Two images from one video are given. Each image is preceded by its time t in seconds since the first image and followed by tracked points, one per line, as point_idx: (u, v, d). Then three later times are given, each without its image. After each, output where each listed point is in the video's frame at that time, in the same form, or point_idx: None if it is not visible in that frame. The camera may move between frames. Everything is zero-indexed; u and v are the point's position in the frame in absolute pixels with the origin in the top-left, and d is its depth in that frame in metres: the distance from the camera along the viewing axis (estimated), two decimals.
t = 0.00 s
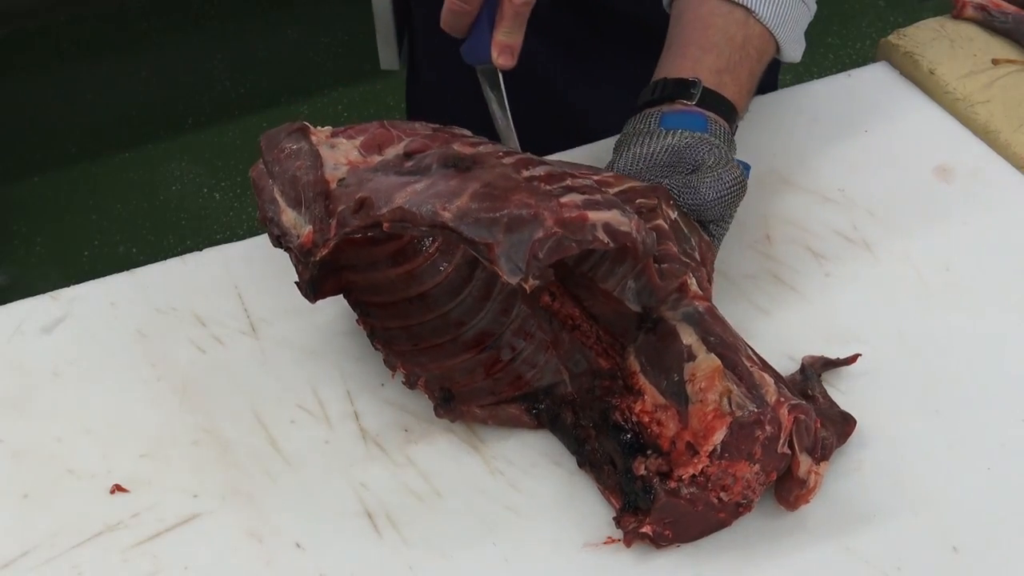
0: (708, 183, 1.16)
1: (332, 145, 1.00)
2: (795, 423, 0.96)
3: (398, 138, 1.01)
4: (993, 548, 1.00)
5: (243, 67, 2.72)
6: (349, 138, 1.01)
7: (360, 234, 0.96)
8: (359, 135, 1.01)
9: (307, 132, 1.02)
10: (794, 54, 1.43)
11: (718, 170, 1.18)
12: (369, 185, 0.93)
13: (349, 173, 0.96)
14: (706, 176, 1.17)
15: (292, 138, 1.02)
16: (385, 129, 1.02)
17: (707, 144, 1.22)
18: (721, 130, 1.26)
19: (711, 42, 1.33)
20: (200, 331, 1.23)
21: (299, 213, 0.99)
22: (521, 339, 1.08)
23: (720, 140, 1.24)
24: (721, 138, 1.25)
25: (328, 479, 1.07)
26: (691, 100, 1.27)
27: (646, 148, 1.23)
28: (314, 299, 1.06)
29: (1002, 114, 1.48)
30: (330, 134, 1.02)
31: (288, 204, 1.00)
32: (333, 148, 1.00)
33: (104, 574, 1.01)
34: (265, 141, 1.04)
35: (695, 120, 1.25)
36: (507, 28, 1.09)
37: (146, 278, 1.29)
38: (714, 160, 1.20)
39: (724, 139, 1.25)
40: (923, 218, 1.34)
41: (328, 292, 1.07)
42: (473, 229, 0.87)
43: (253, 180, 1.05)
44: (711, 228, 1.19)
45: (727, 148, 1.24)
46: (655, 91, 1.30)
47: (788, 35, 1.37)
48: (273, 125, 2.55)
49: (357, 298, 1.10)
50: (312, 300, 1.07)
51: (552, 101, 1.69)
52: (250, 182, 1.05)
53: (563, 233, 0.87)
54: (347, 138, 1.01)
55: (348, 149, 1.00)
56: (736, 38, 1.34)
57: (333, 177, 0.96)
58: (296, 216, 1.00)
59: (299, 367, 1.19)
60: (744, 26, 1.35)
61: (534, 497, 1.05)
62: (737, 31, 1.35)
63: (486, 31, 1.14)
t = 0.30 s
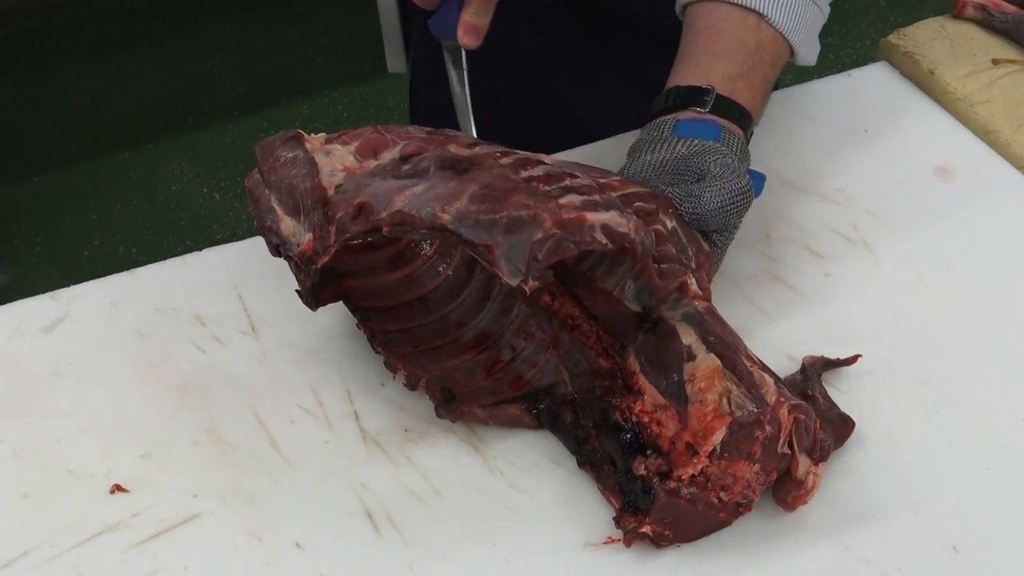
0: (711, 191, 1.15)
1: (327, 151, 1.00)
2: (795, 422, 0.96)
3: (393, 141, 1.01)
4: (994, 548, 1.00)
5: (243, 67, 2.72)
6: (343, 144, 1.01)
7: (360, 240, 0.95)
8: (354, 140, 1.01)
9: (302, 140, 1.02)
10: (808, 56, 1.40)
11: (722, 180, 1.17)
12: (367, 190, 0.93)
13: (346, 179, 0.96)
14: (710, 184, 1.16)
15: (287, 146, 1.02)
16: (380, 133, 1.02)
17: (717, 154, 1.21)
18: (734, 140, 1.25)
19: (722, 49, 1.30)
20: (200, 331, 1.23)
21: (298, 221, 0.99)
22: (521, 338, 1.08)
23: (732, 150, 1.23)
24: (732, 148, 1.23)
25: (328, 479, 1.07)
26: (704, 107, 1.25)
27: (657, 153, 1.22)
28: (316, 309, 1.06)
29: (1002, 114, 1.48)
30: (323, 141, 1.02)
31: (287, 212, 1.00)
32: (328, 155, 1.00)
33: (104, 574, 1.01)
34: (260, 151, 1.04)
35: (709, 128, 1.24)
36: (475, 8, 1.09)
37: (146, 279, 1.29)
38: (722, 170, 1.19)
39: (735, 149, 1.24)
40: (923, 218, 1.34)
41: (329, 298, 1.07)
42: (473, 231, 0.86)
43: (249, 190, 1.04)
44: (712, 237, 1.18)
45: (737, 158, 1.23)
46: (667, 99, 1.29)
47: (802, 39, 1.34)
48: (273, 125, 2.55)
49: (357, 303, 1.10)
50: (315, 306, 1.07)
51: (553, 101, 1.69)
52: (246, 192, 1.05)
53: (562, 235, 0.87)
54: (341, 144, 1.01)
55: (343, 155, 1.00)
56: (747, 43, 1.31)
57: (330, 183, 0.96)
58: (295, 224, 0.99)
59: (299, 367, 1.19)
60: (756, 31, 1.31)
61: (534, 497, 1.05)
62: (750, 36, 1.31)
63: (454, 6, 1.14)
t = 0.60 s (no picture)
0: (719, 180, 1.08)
1: (337, 142, 1.01)
2: (798, 425, 0.95)
3: (403, 136, 1.00)
4: (994, 548, 1.00)
5: (243, 68, 2.72)
6: (354, 135, 1.01)
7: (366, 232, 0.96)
8: (365, 133, 1.01)
9: (313, 129, 1.02)
10: (862, 34, 1.28)
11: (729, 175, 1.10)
12: (375, 182, 0.93)
13: (355, 171, 0.96)
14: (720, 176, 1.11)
15: (297, 135, 1.02)
16: (391, 127, 1.02)
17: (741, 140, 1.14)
18: (767, 116, 1.15)
19: (763, 31, 1.21)
20: (200, 331, 1.23)
21: (305, 209, 0.99)
22: (522, 338, 1.08)
23: (760, 129, 1.14)
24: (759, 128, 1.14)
25: (329, 479, 1.07)
26: (748, 90, 1.18)
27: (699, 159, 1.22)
28: (316, 296, 1.07)
29: (1002, 114, 1.48)
30: (334, 131, 1.02)
31: (294, 201, 1.00)
32: (338, 146, 1.00)
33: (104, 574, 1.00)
34: (271, 138, 1.05)
35: (736, 116, 1.18)
36: None
37: (147, 279, 1.29)
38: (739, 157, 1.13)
39: (763, 128, 1.14)
40: (924, 218, 1.34)
41: (331, 287, 1.08)
42: (479, 229, 0.87)
43: (258, 177, 1.05)
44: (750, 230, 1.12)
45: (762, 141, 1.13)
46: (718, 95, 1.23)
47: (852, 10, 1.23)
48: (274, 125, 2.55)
49: (360, 295, 1.10)
50: (317, 295, 1.08)
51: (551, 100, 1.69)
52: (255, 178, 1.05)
53: (569, 236, 0.87)
54: (352, 135, 1.01)
55: (354, 146, 1.00)
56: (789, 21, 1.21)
57: (340, 174, 0.97)
58: (302, 213, 1.00)
59: (299, 367, 1.19)
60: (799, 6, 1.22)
61: (535, 497, 1.05)
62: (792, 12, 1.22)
63: None
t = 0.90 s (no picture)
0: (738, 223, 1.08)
1: (340, 141, 1.00)
2: (799, 425, 0.95)
3: (406, 136, 1.01)
4: (993, 547, 1.00)
5: (243, 68, 2.72)
6: (357, 135, 1.01)
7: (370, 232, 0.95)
8: (368, 132, 1.01)
9: (316, 128, 1.01)
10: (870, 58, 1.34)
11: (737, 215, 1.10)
12: (378, 182, 0.93)
13: (358, 171, 0.96)
14: (733, 213, 1.10)
15: (300, 135, 1.02)
16: (393, 127, 1.02)
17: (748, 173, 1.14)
18: (772, 149, 1.17)
19: (775, 58, 1.26)
20: (200, 331, 1.23)
21: (307, 209, 0.99)
22: (522, 338, 1.09)
23: (767, 164, 1.16)
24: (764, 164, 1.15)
25: (328, 480, 1.07)
26: (754, 118, 1.21)
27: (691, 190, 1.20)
28: (317, 296, 1.07)
29: (1002, 113, 1.48)
30: (337, 130, 1.02)
31: (297, 200, 1.00)
32: (341, 145, 1.00)
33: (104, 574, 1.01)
34: (273, 137, 1.04)
35: (741, 146, 1.18)
36: None
37: (147, 279, 1.29)
38: (749, 192, 1.12)
39: (768, 163, 1.16)
40: (924, 218, 1.34)
41: (333, 286, 1.07)
42: (484, 230, 0.88)
43: (259, 176, 1.04)
44: (768, 262, 1.12)
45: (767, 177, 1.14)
46: (719, 121, 1.26)
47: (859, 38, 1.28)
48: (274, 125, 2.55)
49: (360, 294, 1.10)
50: (317, 294, 1.07)
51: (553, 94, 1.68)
52: (255, 177, 1.05)
53: (575, 237, 0.89)
54: (355, 135, 1.01)
55: (356, 146, 1.00)
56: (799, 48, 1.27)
57: (342, 174, 0.96)
58: (304, 213, 0.99)
59: (299, 367, 1.19)
60: (807, 34, 1.27)
61: (534, 497, 1.05)
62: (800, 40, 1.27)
63: None
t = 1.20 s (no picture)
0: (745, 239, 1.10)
1: (347, 138, 1.01)
2: (804, 426, 0.96)
3: (413, 133, 1.01)
4: (994, 547, 1.00)
5: (243, 67, 2.72)
6: (364, 132, 1.02)
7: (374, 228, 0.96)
8: (375, 129, 1.02)
9: (323, 124, 1.02)
10: (862, 85, 1.38)
11: (749, 222, 1.13)
12: (387, 178, 0.93)
13: (365, 167, 0.97)
14: (738, 228, 1.12)
15: (308, 130, 1.02)
16: (400, 124, 1.03)
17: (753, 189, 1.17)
18: (774, 167, 1.20)
19: (776, 74, 1.30)
20: (200, 331, 1.23)
21: (314, 205, 1.00)
22: (523, 338, 1.08)
23: (770, 181, 1.18)
24: (768, 180, 1.19)
25: (329, 480, 1.07)
26: (752, 134, 1.23)
27: (689, 202, 1.22)
28: (321, 292, 1.07)
29: (1002, 113, 1.48)
30: (344, 127, 1.03)
31: (304, 196, 1.01)
32: (349, 141, 1.01)
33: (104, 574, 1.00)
34: (279, 132, 1.04)
35: (743, 161, 1.21)
36: None
37: (147, 279, 1.29)
38: (754, 207, 1.15)
39: (773, 179, 1.19)
40: (924, 218, 1.34)
41: (334, 284, 1.07)
42: (493, 228, 0.87)
43: (266, 171, 1.05)
44: (772, 276, 1.12)
45: (773, 191, 1.17)
46: (716, 131, 1.27)
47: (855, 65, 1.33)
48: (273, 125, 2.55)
49: (361, 291, 1.10)
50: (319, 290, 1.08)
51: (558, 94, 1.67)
52: (261, 172, 1.06)
53: (583, 238, 0.87)
54: (361, 132, 1.02)
55: (364, 143, 1.00)
56: (800, 67, 1.31)
57: (349, 170, 0.97)
58: (311, 208, 1.00)
59: (299, 367, 1.19)
60: (808, 55, 1.32)
61: (534, 497, 1.05)
62: (802, 61, 1.31)
63: None
